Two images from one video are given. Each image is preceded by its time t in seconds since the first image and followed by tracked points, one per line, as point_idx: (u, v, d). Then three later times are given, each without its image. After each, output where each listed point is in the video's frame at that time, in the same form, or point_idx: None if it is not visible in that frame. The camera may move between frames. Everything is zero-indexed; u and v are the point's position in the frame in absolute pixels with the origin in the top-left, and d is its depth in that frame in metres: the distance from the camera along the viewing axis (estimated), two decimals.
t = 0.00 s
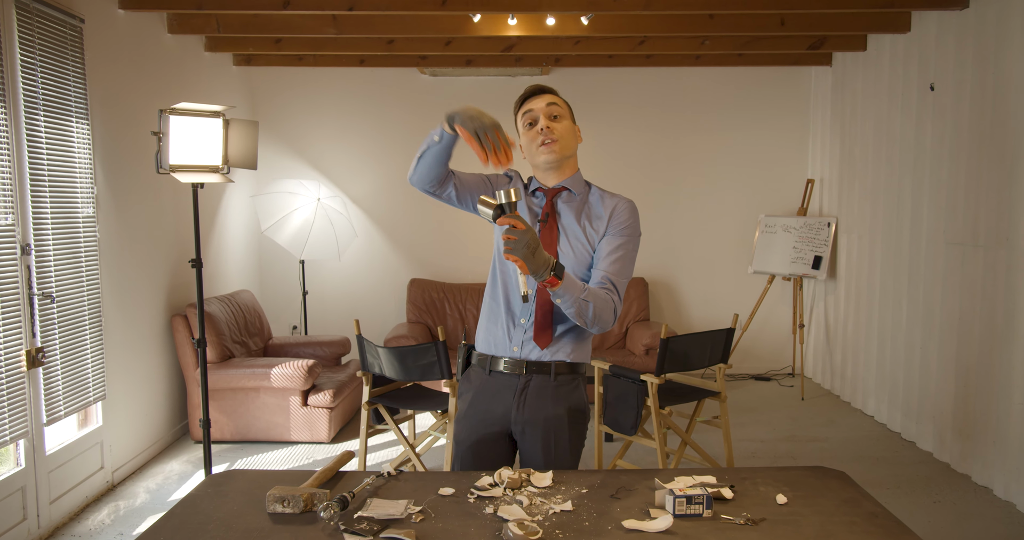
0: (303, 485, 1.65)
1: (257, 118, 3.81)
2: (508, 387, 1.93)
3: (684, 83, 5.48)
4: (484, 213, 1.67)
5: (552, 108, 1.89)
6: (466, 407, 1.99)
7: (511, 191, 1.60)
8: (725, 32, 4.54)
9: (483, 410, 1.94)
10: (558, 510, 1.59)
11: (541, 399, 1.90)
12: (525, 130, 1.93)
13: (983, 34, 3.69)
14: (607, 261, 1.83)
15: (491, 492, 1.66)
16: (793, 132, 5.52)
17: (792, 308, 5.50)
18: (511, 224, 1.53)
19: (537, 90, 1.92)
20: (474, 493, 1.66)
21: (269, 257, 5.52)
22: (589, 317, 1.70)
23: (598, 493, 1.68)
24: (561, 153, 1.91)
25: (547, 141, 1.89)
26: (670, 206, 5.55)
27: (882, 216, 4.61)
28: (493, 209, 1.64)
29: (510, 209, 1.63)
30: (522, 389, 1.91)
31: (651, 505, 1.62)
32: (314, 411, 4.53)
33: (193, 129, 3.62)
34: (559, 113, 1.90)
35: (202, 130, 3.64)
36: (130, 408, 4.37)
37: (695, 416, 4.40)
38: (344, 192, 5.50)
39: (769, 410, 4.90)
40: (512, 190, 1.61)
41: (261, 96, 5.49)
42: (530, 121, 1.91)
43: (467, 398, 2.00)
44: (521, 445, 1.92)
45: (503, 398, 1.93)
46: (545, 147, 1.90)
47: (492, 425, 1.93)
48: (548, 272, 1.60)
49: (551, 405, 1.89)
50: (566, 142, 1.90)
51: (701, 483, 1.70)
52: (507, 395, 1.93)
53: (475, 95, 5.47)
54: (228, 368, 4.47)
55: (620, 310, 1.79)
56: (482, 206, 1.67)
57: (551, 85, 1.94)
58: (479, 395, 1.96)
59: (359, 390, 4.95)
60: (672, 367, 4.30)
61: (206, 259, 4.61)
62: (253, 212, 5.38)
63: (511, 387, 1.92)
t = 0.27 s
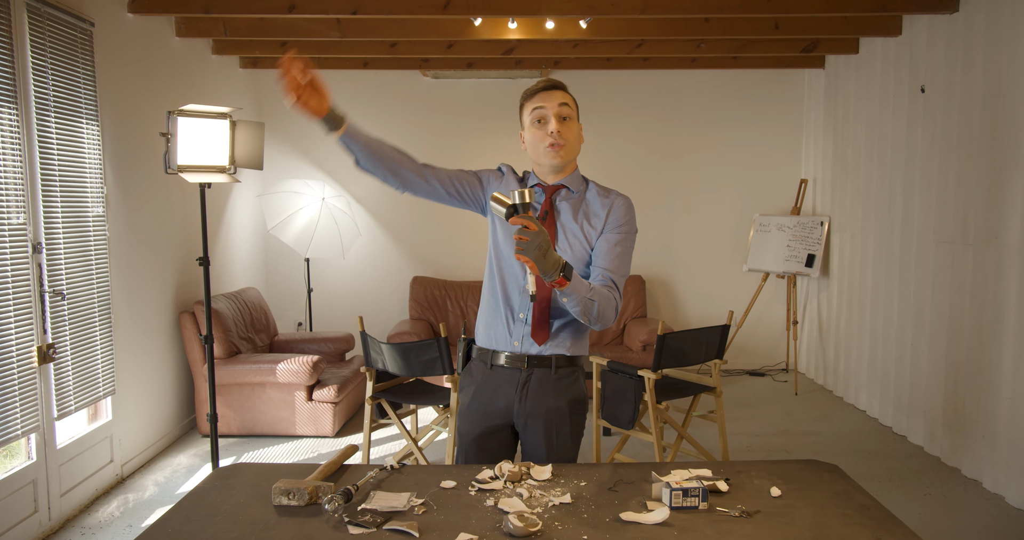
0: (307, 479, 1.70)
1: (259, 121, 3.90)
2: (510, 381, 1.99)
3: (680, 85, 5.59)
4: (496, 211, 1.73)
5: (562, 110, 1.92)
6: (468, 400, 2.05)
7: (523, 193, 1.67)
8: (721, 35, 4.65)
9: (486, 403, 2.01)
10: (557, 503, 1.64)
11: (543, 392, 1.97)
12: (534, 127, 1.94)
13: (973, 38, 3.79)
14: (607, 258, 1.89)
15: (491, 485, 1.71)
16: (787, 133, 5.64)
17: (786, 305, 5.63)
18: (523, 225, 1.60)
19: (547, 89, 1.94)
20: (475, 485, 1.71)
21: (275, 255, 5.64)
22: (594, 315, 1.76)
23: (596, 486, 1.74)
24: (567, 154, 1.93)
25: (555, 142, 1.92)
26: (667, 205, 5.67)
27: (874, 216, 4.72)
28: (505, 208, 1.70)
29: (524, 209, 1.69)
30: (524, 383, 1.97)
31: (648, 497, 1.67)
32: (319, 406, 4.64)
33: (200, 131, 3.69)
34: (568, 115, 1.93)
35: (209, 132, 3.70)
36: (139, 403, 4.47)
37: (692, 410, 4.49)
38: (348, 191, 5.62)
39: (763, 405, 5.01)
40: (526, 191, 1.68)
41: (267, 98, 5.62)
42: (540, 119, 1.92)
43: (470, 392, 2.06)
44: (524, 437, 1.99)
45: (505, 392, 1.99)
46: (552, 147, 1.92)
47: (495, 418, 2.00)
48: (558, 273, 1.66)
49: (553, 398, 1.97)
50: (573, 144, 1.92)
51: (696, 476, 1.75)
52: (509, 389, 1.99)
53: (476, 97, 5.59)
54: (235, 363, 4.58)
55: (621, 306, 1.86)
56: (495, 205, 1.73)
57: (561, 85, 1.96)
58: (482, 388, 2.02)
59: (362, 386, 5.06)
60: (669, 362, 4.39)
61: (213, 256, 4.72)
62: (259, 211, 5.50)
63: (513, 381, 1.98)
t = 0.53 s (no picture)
0: (304, 472, 1.62)
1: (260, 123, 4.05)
2: (499, 371, 1.95)
3: (667, 88, 5.73)
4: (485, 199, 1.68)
5: (497, 107, 1.82)
6: (456, 396, 1.98)
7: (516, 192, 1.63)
8: (705, 38, 4.77)
9: (476, 395, 1.96)
10: (547, 494, 1.56)
11: (533, 379, 1.95)
12: (469, 125, 1.85)
13: (951, 42, 3.91)
14: (570, 240, 1.94)
15: (483, 477, 1.62)
16: (771, 134, 5.78)
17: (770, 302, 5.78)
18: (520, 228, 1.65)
19: (483, 84, 1.84)
20: (466, 478, 1.63)
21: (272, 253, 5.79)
22: (570, 299, 1.85)
23: (587, 477, 1.65)
24: (503, 152, 1.86)
25: (490, 141, 1.83)
26: (654, 205, 5.82)
27: (855, 216, 4.85)
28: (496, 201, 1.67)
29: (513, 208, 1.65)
30: (514, 372, 1.94)
31: (636, 489, 1.58)
32: (315, 400, 4.76)
33: (200, 133, 3.81)
34: (504, 112, 1.83)
35: (207, 133, 3.82)
36: (139, 398, 4.58)
37: (678, 404, 4.62)
38: (343, 191, 5.76)
39: (747, 399, 5.16)
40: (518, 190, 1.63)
41: (265, 100, 5.75)
42: (474, 117, 1.83)
43: (455, 388, 1.99)
44: (516, 425, 1.97)
45: (495, 384, 1.95)
46: (487, 146, 1.84)
47: (487, 410, 1.96)
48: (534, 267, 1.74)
49: (542, 384, 1.96)
50: (508, 141, 1.84)
51: (683, 468, 1.65)
52: (499, 379, 1.94)
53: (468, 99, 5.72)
54: (232, 358, 4.70)
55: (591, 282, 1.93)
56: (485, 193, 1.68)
57: (497, 79, 1.86)
58: (470, 382, 1.97)
59: (357, 380, 5.18)
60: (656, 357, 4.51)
61: (212, 254, 4.84)
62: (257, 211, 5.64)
63: (503, 371, 1.94)
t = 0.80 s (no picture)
0: (305, 471, 1.63)
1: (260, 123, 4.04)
2: (497, 372, 1.94)
3: (667, 88, 5.73)
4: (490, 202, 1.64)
5: (493, 106, 1.82)
6: (455, 398, 1.97)
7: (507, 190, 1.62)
8: (705, 38, 4.78)
9: (475, 396, 1.95)
10: (547, 494, 1.56)
11: (531, 378, 1.96)
12: (465, 124, 1.85)
13: (951, 42, 3.91)
14: (562, 239, 1.94)
15: (483, 477, 1.62)
16: (771, 134, 5.78)
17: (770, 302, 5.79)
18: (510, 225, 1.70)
19: (479, 83, 1.84)
20: (466, 477, 1.63)
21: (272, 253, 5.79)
22: (560, 296, 1.84)
23: (586, 477, 1.65)
24: (499, 150, 1.86)
25: (485, 140, 1.83)
26: (654, 205, 5.82)
27: (856, 216, 4.85)
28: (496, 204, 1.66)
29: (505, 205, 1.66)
30: (513, 372, 1.93)
31: (636, 489, 1.58)
32: (315, 400, 4.76)
33: (201, 133, 3.81)
34: (500, 111, 1.83)
35: (208, 133, 3.82)
36: (139, 398, 4.58)
37: (678, 404, 4.61)
38: (343, 191, 5.77)
39: (747, 399, 5.16)
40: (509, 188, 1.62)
41: (265, 100, 5.75)
42: (470, 116, 1.83)
43: (453, 390, 1.98)
44: (514, 425, 1.97)
45: (494, 384, 1.94)
46: (483, 144, 1.84)
47: (486, 411, 1.95)
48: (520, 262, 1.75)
49: (541, 382, 1.96)
50: (504, 140, 1.84)
51: (682, 468, 1.65)
52: (498, 380, 1.94)
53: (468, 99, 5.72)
54: (233, 359, 4.70)
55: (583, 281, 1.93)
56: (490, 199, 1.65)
57: (493, 78, 1.86)
58: (469, 384, 1.96)
59: (357, 380, 5.17)
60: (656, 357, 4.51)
61: (212, 254, 4.84)
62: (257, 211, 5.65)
63: (502, 372, 1.94)
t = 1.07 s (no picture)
0: (305, 471, 1.63)
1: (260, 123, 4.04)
2: (491, 372, 1.94)
3: (667, 87, 5.73)
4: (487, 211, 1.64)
5: (488, 107, 1.82)
6: (450, 397, 1.98)
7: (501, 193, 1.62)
8: (705, 38, 4.77)
9: (469, 396, 1.95)
10: (547, 494, 1.56)
11: (525, 378, 1.95)
12: (459, 125, 1.84)
13: (951, 42, 3.91)
14: (557, 240, 1.95)
15: (483, 477, 1.62)
16: (771, 134, 5.78)
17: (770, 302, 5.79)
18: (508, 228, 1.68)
19: (474, 84, 1.84)
20: (466, 477, 1.63)
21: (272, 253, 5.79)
22: (557, 296, 1.86)
23: (586, 477, 1.65)
24: (493, 151, 1.86)
25: (480, 141, 1.83)
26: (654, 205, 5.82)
27: (856, 216, 4.85)
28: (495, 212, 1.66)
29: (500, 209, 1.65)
30: (506, 372, 1.93)
31: (636, 489, 1.58)
32: (315, 400, 4.76)
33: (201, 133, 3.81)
34: (494, 113, 1.83)
35: (208, 133, 3.82)
36: (139, 398, 4.58)
37: (678, 404, 4.61)
38: (344, 191, 5.77)
39: (747, 399, 5.16)
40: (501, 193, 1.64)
41: (265, 100, 5.75)
42: (465, 117, 1.83)
43: (448, 389, 1.99)
44: (508, 425, 1.96)
45: (488, 384, 1.94)
46: (477, 145, 1.84)
47: (480, 410, 1.95)
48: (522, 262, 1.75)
49: (535, 382, 1.96)
50: (497, 142, 1.84)
51: (683, 468, 1.65)
52: (492, 380, 1.94)
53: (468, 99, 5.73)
54: (233, 359, 4.70)
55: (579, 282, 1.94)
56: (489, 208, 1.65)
57: (488, 78, 1.86)
58: (463, 383, 1.96)
59: (358, 379, 5.17)
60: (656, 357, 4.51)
61: (212, 254, 4.84)
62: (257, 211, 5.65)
63: (496, 372, 1.94)
